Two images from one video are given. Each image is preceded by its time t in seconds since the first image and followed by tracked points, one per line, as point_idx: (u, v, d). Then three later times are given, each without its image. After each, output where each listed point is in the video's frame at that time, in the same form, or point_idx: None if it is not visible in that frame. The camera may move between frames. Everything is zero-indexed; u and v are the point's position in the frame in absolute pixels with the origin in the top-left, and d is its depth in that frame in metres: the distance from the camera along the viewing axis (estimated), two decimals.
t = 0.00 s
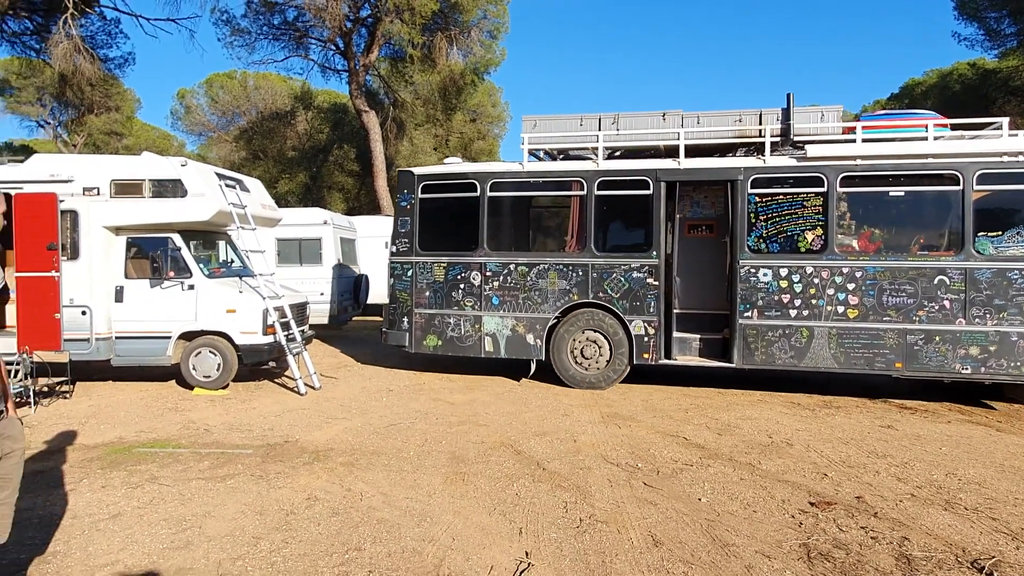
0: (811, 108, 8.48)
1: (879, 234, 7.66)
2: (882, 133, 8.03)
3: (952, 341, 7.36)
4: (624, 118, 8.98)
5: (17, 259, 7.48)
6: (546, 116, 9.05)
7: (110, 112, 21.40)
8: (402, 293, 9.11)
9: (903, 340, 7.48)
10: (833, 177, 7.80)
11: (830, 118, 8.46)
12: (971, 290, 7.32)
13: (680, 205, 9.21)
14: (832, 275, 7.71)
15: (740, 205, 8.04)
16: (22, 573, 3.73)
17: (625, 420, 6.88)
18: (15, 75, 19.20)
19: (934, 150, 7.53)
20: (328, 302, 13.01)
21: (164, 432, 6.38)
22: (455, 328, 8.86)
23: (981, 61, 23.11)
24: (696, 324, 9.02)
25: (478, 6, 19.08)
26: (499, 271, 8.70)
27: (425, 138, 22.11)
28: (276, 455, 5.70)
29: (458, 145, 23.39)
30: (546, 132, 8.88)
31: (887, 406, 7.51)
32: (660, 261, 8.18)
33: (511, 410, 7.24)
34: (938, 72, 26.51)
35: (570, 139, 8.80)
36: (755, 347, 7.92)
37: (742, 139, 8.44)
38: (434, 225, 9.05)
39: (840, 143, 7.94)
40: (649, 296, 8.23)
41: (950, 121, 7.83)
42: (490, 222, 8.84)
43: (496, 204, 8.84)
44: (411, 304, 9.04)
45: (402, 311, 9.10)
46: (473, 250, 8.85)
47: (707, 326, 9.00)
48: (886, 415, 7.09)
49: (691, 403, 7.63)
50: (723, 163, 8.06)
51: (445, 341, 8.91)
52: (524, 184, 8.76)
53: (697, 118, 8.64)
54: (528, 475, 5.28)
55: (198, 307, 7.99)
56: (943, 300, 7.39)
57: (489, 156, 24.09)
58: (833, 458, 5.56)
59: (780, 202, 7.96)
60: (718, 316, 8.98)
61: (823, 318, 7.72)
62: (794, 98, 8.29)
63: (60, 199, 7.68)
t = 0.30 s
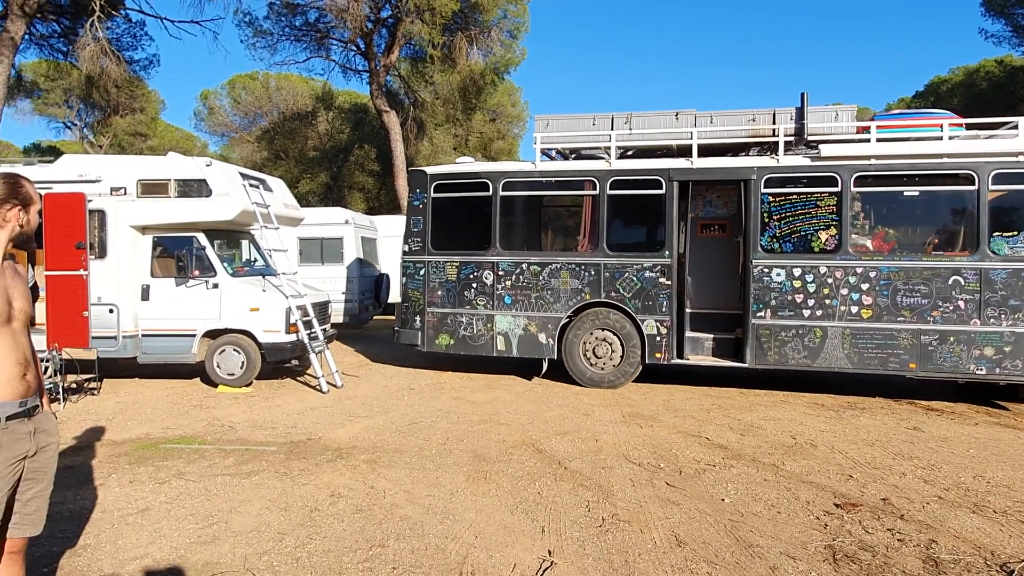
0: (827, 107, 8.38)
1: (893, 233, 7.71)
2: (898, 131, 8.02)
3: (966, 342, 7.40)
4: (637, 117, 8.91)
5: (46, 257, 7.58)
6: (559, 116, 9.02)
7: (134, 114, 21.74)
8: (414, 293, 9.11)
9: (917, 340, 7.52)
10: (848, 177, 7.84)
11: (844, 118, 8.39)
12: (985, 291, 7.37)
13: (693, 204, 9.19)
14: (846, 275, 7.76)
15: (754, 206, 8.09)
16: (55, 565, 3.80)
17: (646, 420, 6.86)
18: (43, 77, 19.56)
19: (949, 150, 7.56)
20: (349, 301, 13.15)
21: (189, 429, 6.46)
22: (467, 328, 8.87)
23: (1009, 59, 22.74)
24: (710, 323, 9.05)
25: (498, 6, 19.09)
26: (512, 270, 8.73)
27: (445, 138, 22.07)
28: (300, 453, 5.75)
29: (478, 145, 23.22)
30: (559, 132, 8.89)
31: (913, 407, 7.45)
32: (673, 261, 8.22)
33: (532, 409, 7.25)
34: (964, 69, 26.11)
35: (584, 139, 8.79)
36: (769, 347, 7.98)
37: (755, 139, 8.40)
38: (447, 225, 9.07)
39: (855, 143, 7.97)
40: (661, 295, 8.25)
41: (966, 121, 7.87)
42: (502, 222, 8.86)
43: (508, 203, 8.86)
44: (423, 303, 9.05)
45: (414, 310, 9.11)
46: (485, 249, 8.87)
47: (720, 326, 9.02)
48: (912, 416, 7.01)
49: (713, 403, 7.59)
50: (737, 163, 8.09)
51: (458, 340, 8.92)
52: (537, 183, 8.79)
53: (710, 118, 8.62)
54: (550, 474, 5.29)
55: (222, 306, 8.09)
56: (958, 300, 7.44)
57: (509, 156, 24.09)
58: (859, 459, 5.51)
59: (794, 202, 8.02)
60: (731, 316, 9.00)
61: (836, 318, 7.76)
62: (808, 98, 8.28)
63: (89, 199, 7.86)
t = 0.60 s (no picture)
0: (828, 107, 8.50)
1: (894, 233, 7.71)
2: (900, 131, 8.01)
3: (966, 341, 7.40)
4: (639, 117, 8.95)
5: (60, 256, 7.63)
6: (561, 115, 9.11)
7: (146, 115, 21.89)
8: (416, 291, 9.14)
9: (918, 340, 7.52)
10: (849, 178, 7.84)
11: (846, 118, 8.49)
12: (986, 291, 7.37)
13: (694, 203, 9.20)
14: (847, 275, 7.76)
15: (756, 205, 8.09)
16: (68, 561, 3.83)
17: (656, 420, 6.85)
18: (56, 77, 19.77)
19: (951, 150, 7.56)
20: (361, 301, 13.25)
21: (201, 427, 6.51)
22: (468, 327, 8.88)
23: None
24: (712, 323, 8.94)
25: (509, 6, 19.12)
26: (513, 270, 8.73)
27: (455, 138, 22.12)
28: (311, 451, 5.78)
29: (488, 145, 23.22)
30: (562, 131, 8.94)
31: (925, 408, 7.41)
32: (675, 261, 8.21)
33: (542, 409, 7.25)
34: (978, 68, 25.88)
35: (586, 138, 8.85)
36: (770, 347, 7.96)
37: (757, 138, 8.37)
38: (449, 224, 9.08)
39: (856, 143, 7.96)
40: (663, 295, 8.25)
41: (967, 121, 7.90)
42: (504, 221, 8.85)
43: (510, 202, 8.85)
44: (425, 302, 9.07)
45: (416, 309, 9.12)
46: (487, 248, 8.87)
47: (722, 326, 8.93)
48: (924, 417, 6.96)
49: (723, 403, 7.57)
50: (738, 162, 8.09)
51: (459, 339, 8.92)
52: (539, 182, 8.79)
53: (712, 118, 8.68)
54: (560, 473, 5.29)
55: (234, 305, 8.14)
56: (959, 300, 7.44)
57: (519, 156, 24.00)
58: (870, 460, 5.48)
59: (795, 202, 8.02)
60: (733, 316, 8.92)
61: (837, 318, 7.75)
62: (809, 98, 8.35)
63: (103, 199, 7.96)
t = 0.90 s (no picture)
0: (825, 107, 8.39)
1: (890, 234, 7.70)
2: (896, 132, 8.00)
3: (961, 341, 7.37)
4: (636, 117, 8.87)
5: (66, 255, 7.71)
6: (559, 114, 9.02)
7: (153, 114, 21.97)
8: (412, 290, 9.12)
9: (913, 340, 7.50)
10: (845, 178, 7.82)
11: (843, 118, 8.39)
12: (981, 291, 7.35)
13: (691, 203, 9.15)
14: (843, 275, 7.74)
15: (752, 204, 8.07)
16: (73, 558, 3.85)
17: (660, 420, 6.84)
18: (64, 76, 19.87)
19: (947, 151, 7.56)
20: (365, 299, 13.33)
21: (206, 424, 6.53)
22: (465, 325, 8.88)
23: None
24: (709, 322, 8.97)
25: (515, 5, 19.09)
26: (510, 268, 8.72)
27: (460, 137, 22.21)
28: (315, 449, 5.79)
29: (493, 145, 23.36)
30: (560, 130, 8.93)
31: (931, 409, 7.37)
32: (671, 260, 8.22)
33: (546, 408, 7.24)
34: (986, 68, 25.76)
35: (584, 138, 8.86)
36: (765, 346, 7.94)
37: (754, 138, 8.37)
38: (446, 222, 9.08)
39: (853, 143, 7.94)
40: (660, 294, 8.26)
41: (962, 122, 7.90)
42: (501, 219, 8.85)
43: (508, 201, 8.87)
44: (422, 300, 9.06)
45: (413, 307, 9.12)
46: (484, 246, 8.87)
47: (718, 325, 8.96)
48: (931, 419, 6.92)
49: (728, 404, 7.55)
50: (735, 161, 8.08)
51: (456, 337, 8.92)
52: (537, 181, 8.79)
53: (710, 118, 8.59)
54: (563, 473, 5.29)
55: (240, 304, 8.17)
56: (954, 300, 7.42)
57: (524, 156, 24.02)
58: (875, 461, 5.46)
59: (792, 202, 7.99)
60: (729, 316, 8.94)
61: (833, 317, 7.74)
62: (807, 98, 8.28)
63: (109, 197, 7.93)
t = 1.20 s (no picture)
0: (822, 107, 8.26)
1: (887, 234, 7.69)
2: (894, 133, 7.94)
3: (957, 341, 7.37)
4: (634, 116, 8.86)
5: (71, 253, 7.70)
6: (557, 113, 9.00)
7: (158, 113, 22.03)
8: (410, 288, 9.13)
9: (909, 340, 7.48)
10: (842, 178, 7.81)
11: (841, 118, 8.27)
12: (977, 291, 7.35)
13: (689, 202, 9.15)
14: (840, 274, 7.72)
15: (749, 204, 8.05)
16: (78, 555, 3.87)
17: (664, 420, 6.84)
18: (69, 75, 19.95)
19: (943, 152, 7.57)
20: (369, 298, 13.37)
21: (210, 422, 6.55)
22: (463, 324, 8.87)
23: None
24: (706, 322, 8.94)
25: (519, 5, 19.10)
26: (508, 267, 8.72)
27: (463, 136, 22.25)
28: (318, 448, 5.80)
29: (497, 145, 23.31)
30: (559, 129, 8.94)
31: (934, 410, 7.35)
32: (669, 259, 8.24)
33: (549, 408, 7.25)
34: (991, 68, 25.69)
35: (583, 137, 8.85)
36: (763, 345, 7.92)
37: (751, 139, 8.38)
38: (444, 221, 9.08)
39: (851, 144, 7.93)
40: (657, 294, 8.27)
41: (960, 123, 7.82)
42: (499, 219, 8.85)
43: (506, 201, 8.87)
44: (420, 299, 9.05)
45: (411, 305, 9.12)
46: (483, 245, 8.87)
47: (715, 325, 8.93)
48: (935, 419, 6.91)
49: (731, 404, 7.53)
50: (733, 160, 8.08)
51: (453, 336, 8.92)
52: (535, 180, 8.80)
53: (707, 117, 8.60)
54: (566, 472, 5.29)
55: (243, 302, 8.19)
56: (950, 300, 7.42)
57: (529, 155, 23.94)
58: (879, 462, 5.45)
59: (789, 202, 7.97)
60: (726, 315, 8.92)
61: (830, 317, 7.72)
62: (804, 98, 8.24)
63: (114, 195, 8.02)
